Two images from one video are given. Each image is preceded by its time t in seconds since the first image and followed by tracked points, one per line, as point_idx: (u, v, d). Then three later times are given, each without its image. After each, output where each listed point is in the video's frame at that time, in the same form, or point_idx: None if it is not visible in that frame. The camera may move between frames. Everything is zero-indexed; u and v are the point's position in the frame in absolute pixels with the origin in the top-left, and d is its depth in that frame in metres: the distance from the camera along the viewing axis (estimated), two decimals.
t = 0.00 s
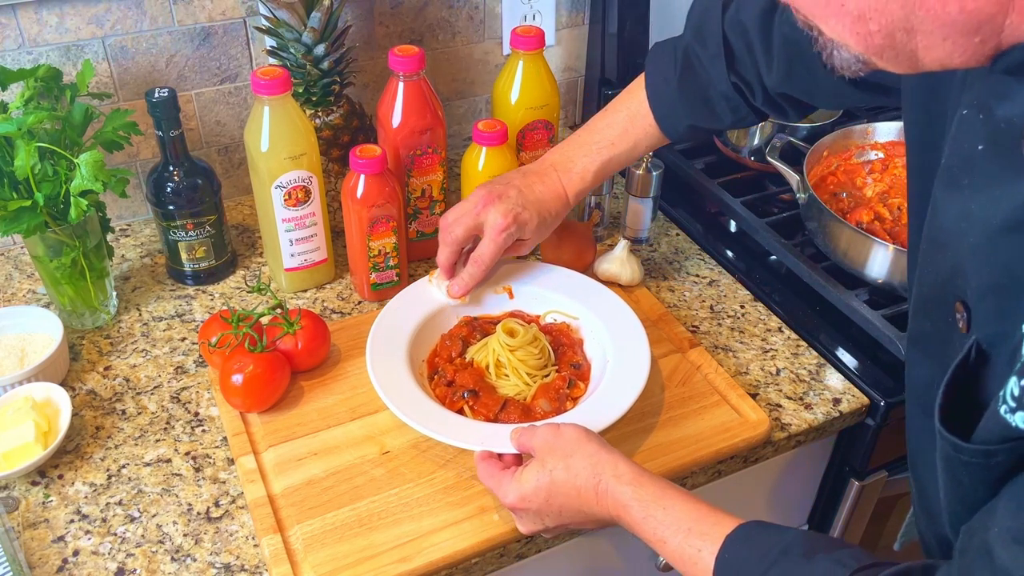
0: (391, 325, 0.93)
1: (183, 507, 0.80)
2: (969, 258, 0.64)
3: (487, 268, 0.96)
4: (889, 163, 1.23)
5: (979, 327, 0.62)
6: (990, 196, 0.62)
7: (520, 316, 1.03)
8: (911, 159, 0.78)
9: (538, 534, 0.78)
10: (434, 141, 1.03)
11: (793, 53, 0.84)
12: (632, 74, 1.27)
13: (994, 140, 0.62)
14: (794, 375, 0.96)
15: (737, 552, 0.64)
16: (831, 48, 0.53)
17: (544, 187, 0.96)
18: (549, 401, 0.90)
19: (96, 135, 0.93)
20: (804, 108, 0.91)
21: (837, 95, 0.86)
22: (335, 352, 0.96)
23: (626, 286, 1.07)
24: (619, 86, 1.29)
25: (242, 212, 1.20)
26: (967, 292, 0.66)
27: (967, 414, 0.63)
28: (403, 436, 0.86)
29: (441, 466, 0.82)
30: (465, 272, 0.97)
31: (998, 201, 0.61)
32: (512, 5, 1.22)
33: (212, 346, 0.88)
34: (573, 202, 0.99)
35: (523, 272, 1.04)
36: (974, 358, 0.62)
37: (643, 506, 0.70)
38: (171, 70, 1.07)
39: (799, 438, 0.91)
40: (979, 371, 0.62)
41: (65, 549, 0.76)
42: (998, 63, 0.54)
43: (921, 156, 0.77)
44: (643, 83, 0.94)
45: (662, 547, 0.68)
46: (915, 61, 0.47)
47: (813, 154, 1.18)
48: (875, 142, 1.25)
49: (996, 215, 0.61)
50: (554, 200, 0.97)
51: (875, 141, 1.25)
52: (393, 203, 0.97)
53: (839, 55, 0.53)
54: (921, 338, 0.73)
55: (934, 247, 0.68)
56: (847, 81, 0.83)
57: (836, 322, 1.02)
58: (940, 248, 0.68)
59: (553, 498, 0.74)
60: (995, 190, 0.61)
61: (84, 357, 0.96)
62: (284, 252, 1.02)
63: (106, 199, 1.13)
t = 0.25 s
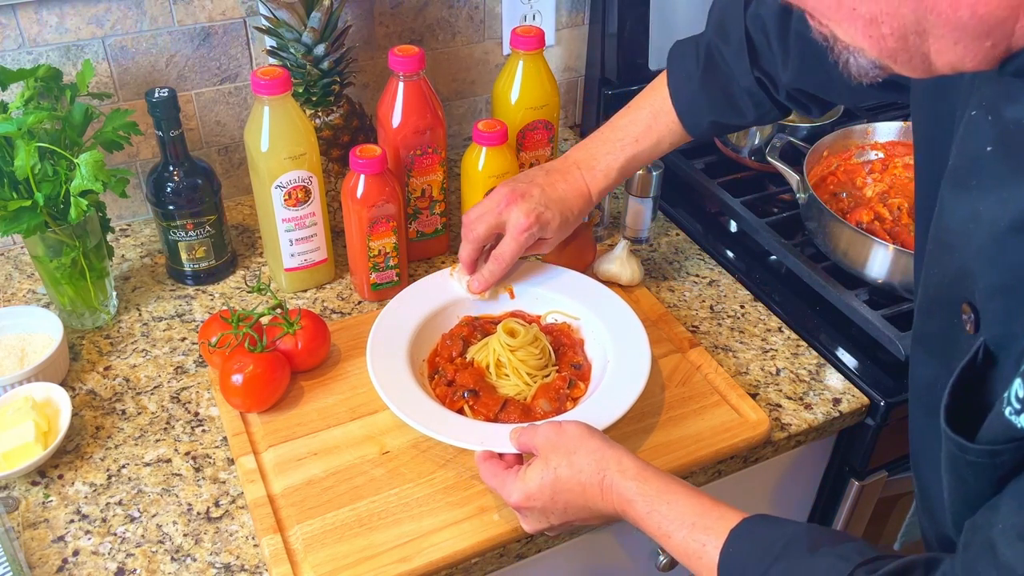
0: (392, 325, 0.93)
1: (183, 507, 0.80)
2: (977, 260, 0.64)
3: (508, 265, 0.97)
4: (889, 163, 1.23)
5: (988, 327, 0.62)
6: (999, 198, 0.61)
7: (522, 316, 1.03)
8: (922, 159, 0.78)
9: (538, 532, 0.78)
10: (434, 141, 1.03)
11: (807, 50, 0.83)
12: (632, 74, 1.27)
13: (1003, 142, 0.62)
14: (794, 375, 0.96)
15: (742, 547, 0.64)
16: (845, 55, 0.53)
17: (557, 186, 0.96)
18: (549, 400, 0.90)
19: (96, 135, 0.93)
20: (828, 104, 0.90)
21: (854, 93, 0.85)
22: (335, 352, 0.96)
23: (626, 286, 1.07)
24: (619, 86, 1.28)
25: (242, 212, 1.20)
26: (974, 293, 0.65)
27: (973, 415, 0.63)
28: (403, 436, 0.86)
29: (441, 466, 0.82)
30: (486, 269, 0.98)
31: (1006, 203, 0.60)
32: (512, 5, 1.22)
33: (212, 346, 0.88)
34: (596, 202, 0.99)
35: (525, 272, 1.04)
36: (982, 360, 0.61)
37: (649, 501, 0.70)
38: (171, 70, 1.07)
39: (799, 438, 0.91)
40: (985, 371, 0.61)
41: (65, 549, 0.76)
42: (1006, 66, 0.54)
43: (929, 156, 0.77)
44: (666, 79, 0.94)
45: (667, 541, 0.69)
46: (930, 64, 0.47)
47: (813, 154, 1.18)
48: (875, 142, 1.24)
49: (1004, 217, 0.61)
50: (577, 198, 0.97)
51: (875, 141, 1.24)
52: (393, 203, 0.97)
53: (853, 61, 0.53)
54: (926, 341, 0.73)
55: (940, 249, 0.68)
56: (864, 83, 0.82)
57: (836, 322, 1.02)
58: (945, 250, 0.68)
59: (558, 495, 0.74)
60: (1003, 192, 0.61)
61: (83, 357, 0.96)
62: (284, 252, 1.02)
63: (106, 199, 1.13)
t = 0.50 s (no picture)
0: (392, 325, 0.93)
1: (183, 507, 0.80)
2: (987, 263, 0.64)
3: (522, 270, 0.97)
4: (888, 163, 1.23)
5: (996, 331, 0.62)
6: (1009, 202, 0.61)
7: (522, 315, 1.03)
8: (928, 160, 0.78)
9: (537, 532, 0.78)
10: (434, 141, 1.03)
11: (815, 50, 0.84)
12: (632, 74, 1.26)
13: (1013, 145, 0.62)
14: (794, 375, 0.96)
15: (750, 543, 0.64)
16: (855, 61, 0.53)
17: (565, 189, 0.96)
18: (549, 399, 0.90)
19: (96, 135, 0.93)
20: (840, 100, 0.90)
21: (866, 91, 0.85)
22: (334, 352, 0.96)
23: (626, 286, 1.07)
24: (619, 86, 1.28)
25: (242, 212, 1.20)
26: (983, 298, 0.65)
27: (983, 418, 0.63)
28: (402, 436, 0.86)
29: (440, 466, 0.82)
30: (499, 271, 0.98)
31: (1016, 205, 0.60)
32: (512, 5, 1.22)
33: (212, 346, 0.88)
34: (609, 203, 0.99)
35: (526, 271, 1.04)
36: (992, 364, 0.61)
37: (656, 498, 0.70)
38: (171, 70, 1.07)
39: (799, 438, 0.91)
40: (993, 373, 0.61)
41: (65, 549, 0.76)
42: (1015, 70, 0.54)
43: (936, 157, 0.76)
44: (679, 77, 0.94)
45: (674, 538, 0.68)
46: (942, 69, 0.47)
47: (813, 154, 1.18)
48: (875, 142, 1.24)
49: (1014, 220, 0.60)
50: (592, 201, 0.97)
51: (875, 141, 1.24)
52: (393, 203, 0.97)
53: (862, 67, 0.53)
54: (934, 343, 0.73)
55: (948, 252, 0.68)
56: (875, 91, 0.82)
57: (836, 322, 1.02)
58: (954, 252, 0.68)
59: (564, 494, 0.74)
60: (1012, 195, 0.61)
61: (83, 357, 0.96)
62: (284, 252, 1.02)
63: (106, 199, 1.13)
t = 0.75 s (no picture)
0: (392, 325, 0.93)
1: (183, 507, 0.80)
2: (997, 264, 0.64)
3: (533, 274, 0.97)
4: (888, 163, 1.23)
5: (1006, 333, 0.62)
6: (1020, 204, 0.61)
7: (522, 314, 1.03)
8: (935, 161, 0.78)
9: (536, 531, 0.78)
10: (434, 141, 1.03)
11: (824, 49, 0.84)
12: (632, 74, 1.26)
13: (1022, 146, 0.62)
14: (794, 375, 0.96)
15: (751, 543, 0.64)
16: (862, 63, 0.53)
17: (572, 192, 0.96)
18: (549, 398, 0.90)
19: (96, 135, 0.93)
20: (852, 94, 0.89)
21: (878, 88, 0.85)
22: (334, 352, 0.96)
23: (626, 286, 1.07)
24: (619, 86, 1.28)
25: (242, 212, 1.20)
26: (991, 298, 0.66)
27: (988, 419, 0.63)
28: (402, 436, 0.86)
29: (440, 466, 0.82)
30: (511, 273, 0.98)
31: None
32: (511, 5, 1.22)
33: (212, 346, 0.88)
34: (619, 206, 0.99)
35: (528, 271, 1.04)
36: (1000, 365, 0.62)
37: (658, 496, 0.70)
38: (171, 70, 1.07)
39: (799, 438, 0.91)
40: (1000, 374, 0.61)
41: (65, 549, 0.76)
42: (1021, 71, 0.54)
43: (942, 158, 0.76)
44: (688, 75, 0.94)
45: (679, 536, 0.68)
46: (953, 72, 0.47)
47: (814, 154, 1.18)
48: (876, 142, 1.24)
49: None
50: (601, 205, 0.97)
51: (875, 141, 1.24)
52: (393, 203, 0.97)
53: (870, 69, 0.53)
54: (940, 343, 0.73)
55: (954, 251, 0.68)
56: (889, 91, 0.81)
57: (836, 322, 1.02)
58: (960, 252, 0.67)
59: (568, 493, 0.74)
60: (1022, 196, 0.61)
61: (83, 357, 0.96)
62: (284, 252, 1.02)
63: (106, 199, 1.13)
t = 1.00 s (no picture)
0: (399, 318, 0.94)
1: (183, 507, 0.80)
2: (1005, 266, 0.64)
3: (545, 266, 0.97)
4: (888, 163, 1.23)
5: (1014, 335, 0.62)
6: None
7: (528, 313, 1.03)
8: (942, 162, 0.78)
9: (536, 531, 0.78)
10: (434, 141, 1.03)
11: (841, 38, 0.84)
12: (632, 74, 1.26)
13: None
14: (794, 375, 0.96)
15: (751, 543, 0.64)
16: (869, 65, 0.53)
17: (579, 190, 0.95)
18: (553, 396, 0.90)
19: (96, 135, 0.93)
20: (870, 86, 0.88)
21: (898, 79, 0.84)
22: (335, 352, 0.96)
23: (626, 285, 1.07)
24: (619, 86, 1.28)
25: (242, 212, 1.20)
26: (998, 299, 0.65)
27: (990, 420, 0.63)
28: (402, 436, 0.86)
29: (440, 466, 0.82)
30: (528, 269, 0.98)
31: None
32: (511, 5, 1.22)
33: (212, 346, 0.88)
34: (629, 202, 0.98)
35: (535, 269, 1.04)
36: (1007, 366, 0.62)
37: (656, 496, 0.70)
38: (171, 70, 1.07)
39: (799, 438, 0.91)
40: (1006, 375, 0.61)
41: (65, 549, 0.76)
42: None
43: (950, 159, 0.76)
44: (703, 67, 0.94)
45: (676, 536, 0.68)
46: (964, 74, 0.47)
47: (814, 154, 1.18)
48: (875, 142, 1.24)
49: None
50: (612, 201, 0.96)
51: (875, 141, 1.24)
52: (393, 203, 0.97)
53: (875, 70, 0.53)
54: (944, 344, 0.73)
55: (960, 250, 0.68)
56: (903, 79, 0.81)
57: (837, 322, 1.02)
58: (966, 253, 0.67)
59: (564, 492, 0.74)
60: None
61: (83, 357, 0.96)
62: (284, 252, 1.02)
63: (106, 199, 1.13)
